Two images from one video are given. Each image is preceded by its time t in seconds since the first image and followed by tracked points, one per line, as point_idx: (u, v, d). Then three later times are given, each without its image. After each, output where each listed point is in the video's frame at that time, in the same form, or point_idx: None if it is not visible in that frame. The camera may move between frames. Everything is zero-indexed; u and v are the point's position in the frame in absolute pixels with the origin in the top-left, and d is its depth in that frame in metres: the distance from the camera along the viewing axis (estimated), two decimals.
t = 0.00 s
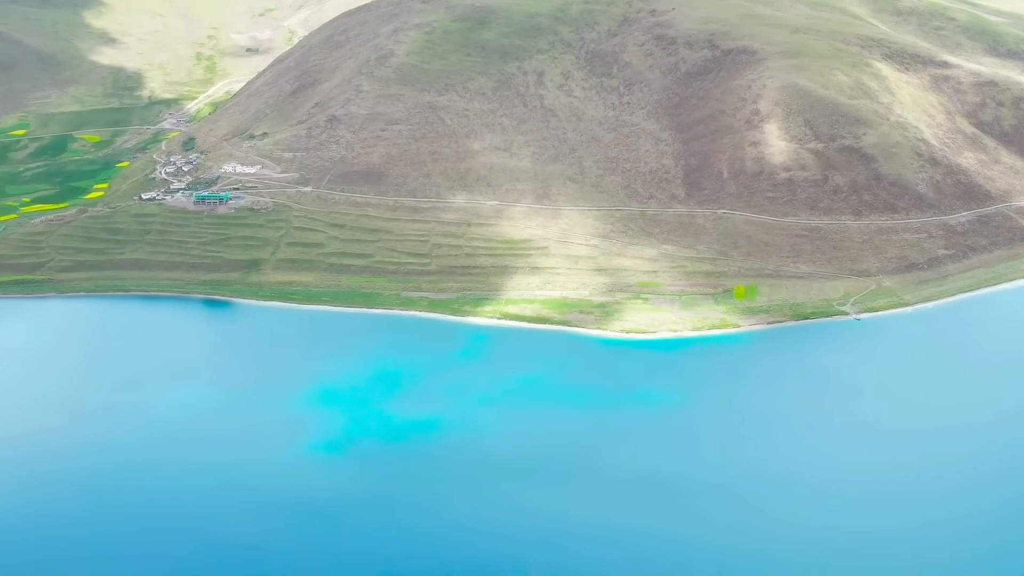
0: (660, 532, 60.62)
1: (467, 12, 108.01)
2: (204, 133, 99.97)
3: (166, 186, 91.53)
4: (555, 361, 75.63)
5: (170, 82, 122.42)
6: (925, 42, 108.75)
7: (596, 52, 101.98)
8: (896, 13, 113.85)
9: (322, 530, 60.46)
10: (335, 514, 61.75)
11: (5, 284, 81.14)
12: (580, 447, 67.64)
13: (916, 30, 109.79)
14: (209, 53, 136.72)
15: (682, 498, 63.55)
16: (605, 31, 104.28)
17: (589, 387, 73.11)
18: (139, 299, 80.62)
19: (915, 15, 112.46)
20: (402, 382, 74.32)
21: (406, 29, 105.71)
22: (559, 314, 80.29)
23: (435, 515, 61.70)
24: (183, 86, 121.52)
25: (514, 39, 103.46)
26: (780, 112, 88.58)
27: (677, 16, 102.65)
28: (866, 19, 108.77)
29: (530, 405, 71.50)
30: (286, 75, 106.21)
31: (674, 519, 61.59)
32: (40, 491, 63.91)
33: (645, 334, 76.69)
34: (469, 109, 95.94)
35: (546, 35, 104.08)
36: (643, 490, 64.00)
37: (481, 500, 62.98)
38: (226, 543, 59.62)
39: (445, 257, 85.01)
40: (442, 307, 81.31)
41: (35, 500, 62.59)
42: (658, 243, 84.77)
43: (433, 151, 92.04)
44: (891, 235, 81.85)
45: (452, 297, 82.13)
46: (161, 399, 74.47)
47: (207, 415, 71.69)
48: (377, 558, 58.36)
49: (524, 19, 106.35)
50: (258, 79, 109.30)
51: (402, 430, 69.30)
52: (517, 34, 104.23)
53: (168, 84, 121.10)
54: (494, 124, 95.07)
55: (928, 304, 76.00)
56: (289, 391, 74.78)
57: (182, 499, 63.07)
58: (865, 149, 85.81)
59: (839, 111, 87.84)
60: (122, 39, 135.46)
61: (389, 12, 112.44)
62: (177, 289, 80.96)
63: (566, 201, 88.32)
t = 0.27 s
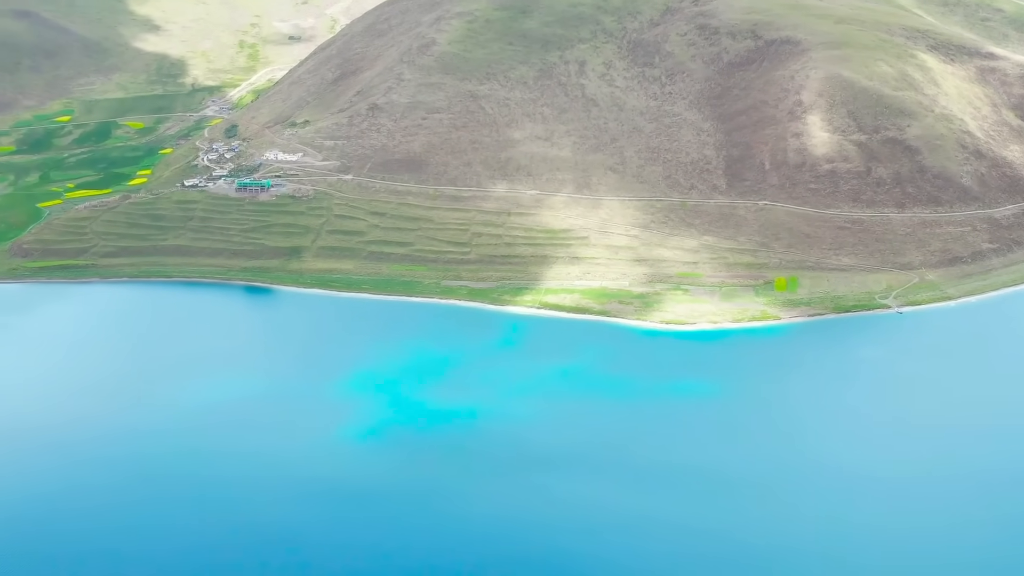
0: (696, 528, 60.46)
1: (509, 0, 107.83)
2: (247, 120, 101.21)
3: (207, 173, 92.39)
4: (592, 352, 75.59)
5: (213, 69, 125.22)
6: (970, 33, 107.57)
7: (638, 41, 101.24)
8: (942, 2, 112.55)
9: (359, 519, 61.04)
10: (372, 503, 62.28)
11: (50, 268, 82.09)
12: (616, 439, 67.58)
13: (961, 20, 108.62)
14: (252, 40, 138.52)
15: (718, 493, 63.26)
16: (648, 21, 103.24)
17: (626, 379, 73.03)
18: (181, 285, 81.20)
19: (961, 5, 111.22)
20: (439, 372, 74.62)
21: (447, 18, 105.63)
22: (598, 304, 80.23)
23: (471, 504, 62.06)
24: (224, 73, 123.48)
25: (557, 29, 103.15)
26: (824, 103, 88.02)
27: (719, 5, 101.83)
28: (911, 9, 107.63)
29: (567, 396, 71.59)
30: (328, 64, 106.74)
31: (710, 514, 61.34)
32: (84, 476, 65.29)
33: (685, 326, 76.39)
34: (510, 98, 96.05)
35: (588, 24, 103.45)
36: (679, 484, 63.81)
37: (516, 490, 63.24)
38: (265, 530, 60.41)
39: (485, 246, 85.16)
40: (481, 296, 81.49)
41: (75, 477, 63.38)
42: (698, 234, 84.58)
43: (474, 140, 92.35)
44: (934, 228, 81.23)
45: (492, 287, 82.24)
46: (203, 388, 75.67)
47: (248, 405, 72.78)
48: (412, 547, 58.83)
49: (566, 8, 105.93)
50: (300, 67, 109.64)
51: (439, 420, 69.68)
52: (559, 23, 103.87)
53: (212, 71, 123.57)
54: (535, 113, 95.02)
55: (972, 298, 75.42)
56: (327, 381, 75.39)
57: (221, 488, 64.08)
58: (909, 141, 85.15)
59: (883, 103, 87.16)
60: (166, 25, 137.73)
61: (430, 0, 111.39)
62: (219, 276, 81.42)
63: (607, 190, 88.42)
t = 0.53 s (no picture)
0: (740, 521, 60.16)
1: None
2: (291, 109, 101.99)
3: (252, 162, 93.52)
4: (634, 344, 75.41)
5: (258, 58, 129.07)
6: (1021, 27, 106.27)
7: (683, 32, 100.87)
8: None
9: (402, 510, 61.17)
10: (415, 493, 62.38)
11: (95, 255, 82.83)
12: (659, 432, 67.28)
13: (1011, 14, 107.36)
14: (297, 30, 142.33)
15: (764, 488, 62.64)
16: (692, 12, 102.92)
17: (668, 371, 72.78)
18: (225, 273, 81.59)
19: None
20: (480, 362, 74.73)
21: (492, 9, 105.75)
22: (639, 296, 80.19)
23: (515, 496, 62.02)
24: (270, 61, 127.66)
25: (601, 20, 103.03)
26: (870, 96, 87.43)
27: None
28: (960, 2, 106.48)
29: (609, 388, 71.48)
30: (372, 53, 107.45)
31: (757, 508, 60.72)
32: (131, 462, 66.25)
33: (727, 319, 76.14)
34: (553, 89, 96.09)
35: (633, 16, 103.34)
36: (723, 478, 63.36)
37: (560, 481, 63.18)
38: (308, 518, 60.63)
39: (527, 237, 85.28)
40: (523, 287, 81.58)
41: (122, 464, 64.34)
42: (742, 226, 84.33)
43: (517, 131, 92.66)
44: (981, 223, 80.50)
45: (534, 277, 82.40)
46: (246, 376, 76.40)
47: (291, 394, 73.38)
48: (457, 537, 58.81)
49: None
50: (345, 56, 110.97)
51: (480, 411, 69.75)
52: (604, 14, 103.78)
53: (257, 60, 127.41)
54: (578, 104, 95.09)
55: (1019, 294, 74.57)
56: (369, 371, 75.70)
57: (265, 476, 64.55)
58: (956, 135, 84.44)
59: (930, 96, 86.48)
60: (212, 16, 142.82)
61: None
62: (262, 264, 81.81)
63: (650, 181, 88.45)
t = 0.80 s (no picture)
0: (776, 517, 60.07)
1: None
2: (330, 100, 102.90)
3: (290, 152, 93.96)
4: (669, 338, 75.32)
5: (298, 49, 131.04)
6: None
7: (723, 25, 99.92)
8: None
9: (438, 501, 61.45)
10: (451, 486, 62.58)
11: (135, 243, 83.37)
12: (695, 427, 67.16)
13: None
14: (336, 20, 144.39)
15: (801, 485, 62.43)
16: (732, 4, 102.01)
17: (703, 365, 72.65)
18: (262, 262, 81.86)
19: None
20: (514, 354, 74.85)
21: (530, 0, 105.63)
22: (676, 289, 80.03)
23: (551, 489, 62.09)
24: (309, 52, 129.99)
25: (641, 12, 102.70)
26: (911, 90, 86.84)
27: None
28: None
29: (644, 381, 71.44)
30: (411, 44, 107.67)
31: (795, 507, 60.56)
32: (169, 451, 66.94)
33: (764, 313, 75.91)
34: (592, 81, 95.92)
35: (672, 8, 103.01)
36: (760, 475, 63.20)
37: (596, 475, 63.21)
38: (347, 509, 60.94)
39: (564, 229, 85.34)
40: (558, 279, 81.60)
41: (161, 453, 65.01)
42: (780, 220, 84.07)
43: (555, 123, 92.72)
44: (1022, 220, 79.91)
45: (570, 270, 82.39)
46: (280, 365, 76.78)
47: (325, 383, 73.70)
48: (494, 530, 59.01)
49: None
50: (383, 48, 111.22)
51: (515, 403, 69.87)
52: (643, 6, 103.49)
53: (297, 51, 129.68)
54: (617, 96, 94.86)
55: None
56: (404, 361, 75.94)
57: (301, 466, 64.98)
58: (998, 131, 83.79)
59: (972, 91, 85.84)
60: (254, 7, 145.22)
61: None
62: (299, 253, 82.08)
63: (688, 174, 88.33)
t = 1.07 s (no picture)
0: (828, 510, 59.16)
1: None
2: (378, 88, 102.75)
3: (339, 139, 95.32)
4: (715, 330, 75.09)
5: (347, 37, 131.88)
6: None
7: (775, 16, 98.96)
8: None
9: (486, 492, 61.41)
10: (498, 476, 62.56)
11: (185, 229, 84.16)
12: (743, 419, 66.75)
13: None
14: (385, 9, 144.45)
15: (853, 478, 61.59)
16: None
17: (750, 357, 72.31)
18: (310, 250, 82.24)
19: None
20: (560, 346, 74.79)
21: None
22: (723, 282, 79.85)
23: (599, 480, 61.93)
24: (359, 41, 131.24)
25: (692, 2, 102.05)
26: (964, 83, 86.05)
27: None
28: None
29: (690, 373, 71.28)
30: (461, 33, 107.82)
31: (848, 498, 59.75)
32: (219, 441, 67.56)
33: (811, 307, 75.77)
34: (641, 71, 95.74)
35: None
36: (811, 466, 62.49)
37: (644, 466, 63.09)
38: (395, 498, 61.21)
39: (611, 220, 85.37)
40: (605, 269, 81.53)
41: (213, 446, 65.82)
42: (829, 213, 83.66)
43: (604, 113, 92.65)
44: None
45: (616, 260, 82.37)
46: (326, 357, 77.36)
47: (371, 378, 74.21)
48: (544, 519, 58.97)
49: None
50: (432, 36, 111.21)
51: (562, 394, 69.86)
52: None
53: (346, 40, 130.37)
54: (666, 87, 94.57)
55: None
56: (449, 350, 76.25)
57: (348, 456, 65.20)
58: None
59: None
60: None
61: None
62: (347, 241, 82.45)
63: (737, 165, 88.13)
